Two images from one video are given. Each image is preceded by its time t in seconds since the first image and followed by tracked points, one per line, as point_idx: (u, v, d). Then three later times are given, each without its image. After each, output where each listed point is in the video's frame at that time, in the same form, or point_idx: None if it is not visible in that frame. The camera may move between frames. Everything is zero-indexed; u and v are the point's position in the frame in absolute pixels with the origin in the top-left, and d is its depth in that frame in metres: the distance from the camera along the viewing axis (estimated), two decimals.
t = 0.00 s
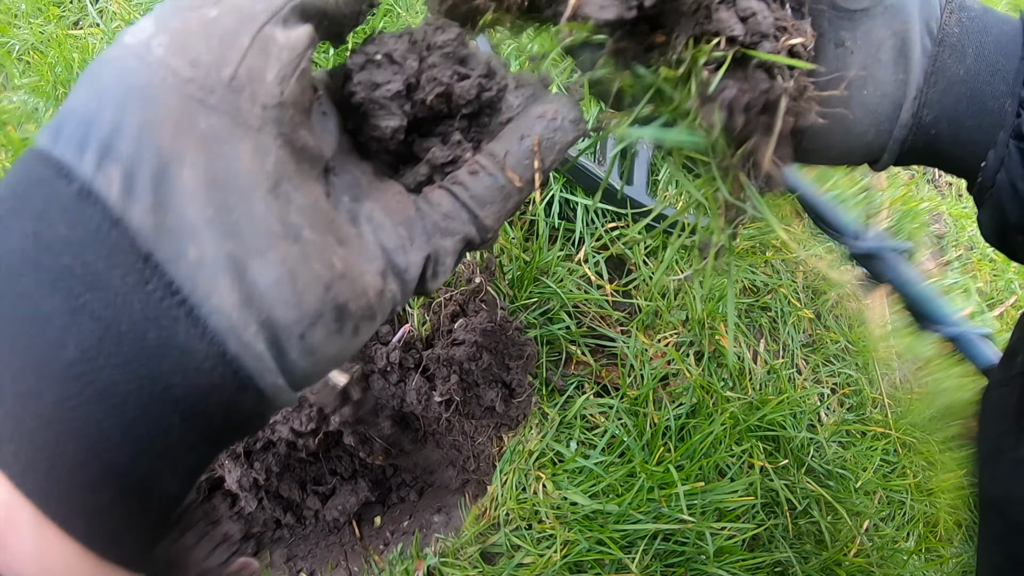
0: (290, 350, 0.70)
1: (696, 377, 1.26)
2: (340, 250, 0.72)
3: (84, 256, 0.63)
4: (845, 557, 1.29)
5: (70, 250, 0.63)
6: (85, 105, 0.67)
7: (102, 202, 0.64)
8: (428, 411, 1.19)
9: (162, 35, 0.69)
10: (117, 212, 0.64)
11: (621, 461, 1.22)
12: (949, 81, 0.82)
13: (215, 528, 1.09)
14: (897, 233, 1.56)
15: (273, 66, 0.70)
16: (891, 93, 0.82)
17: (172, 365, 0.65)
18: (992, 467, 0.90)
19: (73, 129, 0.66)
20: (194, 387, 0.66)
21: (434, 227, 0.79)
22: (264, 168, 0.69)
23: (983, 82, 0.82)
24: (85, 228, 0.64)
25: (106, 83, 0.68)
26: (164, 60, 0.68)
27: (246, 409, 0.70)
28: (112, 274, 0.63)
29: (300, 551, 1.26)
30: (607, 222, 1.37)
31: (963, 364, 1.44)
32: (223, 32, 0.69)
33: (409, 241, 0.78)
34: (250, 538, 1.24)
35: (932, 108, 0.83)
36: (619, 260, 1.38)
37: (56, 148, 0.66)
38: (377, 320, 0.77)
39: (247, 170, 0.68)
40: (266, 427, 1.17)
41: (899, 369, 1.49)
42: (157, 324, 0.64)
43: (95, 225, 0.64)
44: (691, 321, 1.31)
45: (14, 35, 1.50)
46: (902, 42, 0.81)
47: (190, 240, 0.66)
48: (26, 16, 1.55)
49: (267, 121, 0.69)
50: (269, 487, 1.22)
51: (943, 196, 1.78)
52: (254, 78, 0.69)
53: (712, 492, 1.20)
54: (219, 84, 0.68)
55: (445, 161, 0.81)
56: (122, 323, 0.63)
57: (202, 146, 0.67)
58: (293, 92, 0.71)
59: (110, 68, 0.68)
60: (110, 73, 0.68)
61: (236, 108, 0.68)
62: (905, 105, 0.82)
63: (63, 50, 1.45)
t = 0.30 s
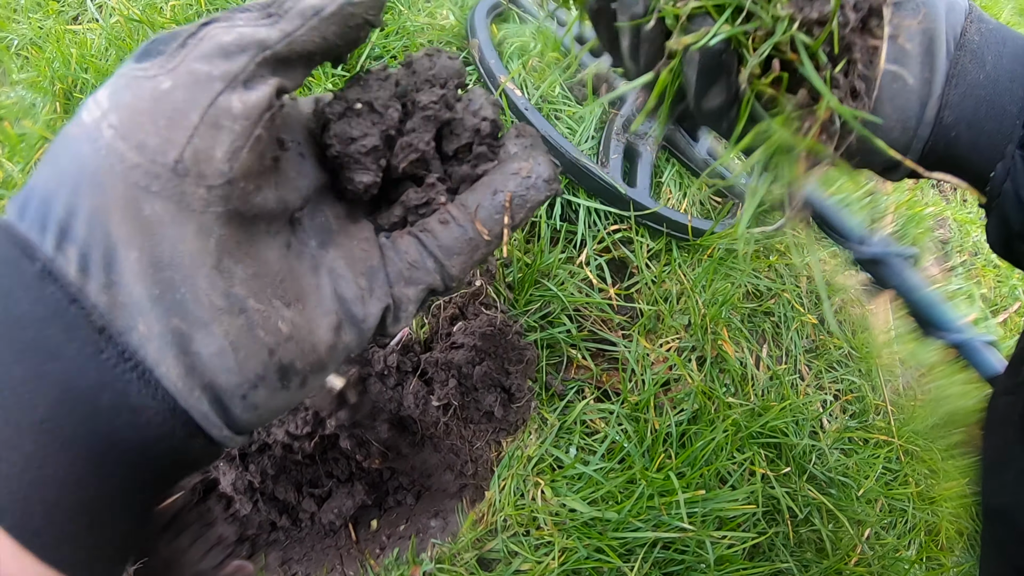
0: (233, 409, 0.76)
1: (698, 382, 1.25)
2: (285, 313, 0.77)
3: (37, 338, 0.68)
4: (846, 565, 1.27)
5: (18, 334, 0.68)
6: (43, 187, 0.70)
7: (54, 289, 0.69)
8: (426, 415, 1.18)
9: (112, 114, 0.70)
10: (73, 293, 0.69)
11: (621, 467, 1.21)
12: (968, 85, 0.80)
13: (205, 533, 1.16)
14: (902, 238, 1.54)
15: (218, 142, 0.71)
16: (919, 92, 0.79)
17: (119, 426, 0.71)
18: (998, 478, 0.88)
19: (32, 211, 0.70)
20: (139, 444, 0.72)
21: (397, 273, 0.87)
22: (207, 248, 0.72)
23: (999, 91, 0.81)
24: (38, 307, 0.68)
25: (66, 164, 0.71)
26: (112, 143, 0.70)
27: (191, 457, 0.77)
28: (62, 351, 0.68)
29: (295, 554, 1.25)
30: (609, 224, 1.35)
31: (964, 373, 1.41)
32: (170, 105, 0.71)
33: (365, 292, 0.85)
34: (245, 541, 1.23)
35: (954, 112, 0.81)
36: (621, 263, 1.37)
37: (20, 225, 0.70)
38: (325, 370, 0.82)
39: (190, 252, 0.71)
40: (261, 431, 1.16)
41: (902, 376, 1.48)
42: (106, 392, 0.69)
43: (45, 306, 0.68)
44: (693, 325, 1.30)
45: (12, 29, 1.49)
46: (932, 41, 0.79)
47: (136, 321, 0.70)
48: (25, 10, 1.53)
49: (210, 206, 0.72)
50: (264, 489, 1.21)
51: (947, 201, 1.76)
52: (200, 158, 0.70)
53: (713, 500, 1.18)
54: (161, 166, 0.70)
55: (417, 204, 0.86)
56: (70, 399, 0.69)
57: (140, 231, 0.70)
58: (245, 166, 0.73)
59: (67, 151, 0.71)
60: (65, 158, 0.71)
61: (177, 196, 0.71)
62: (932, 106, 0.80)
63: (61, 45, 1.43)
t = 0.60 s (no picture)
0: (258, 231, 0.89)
1: (691, 384, 1.25)
2: (315, 194, 0.91)
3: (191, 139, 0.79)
4: (840, 567, 1.27)
5: (191, 119, 0.78)
6: (246, 35, 0.82)
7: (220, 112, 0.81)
8: (418, 416, 1.18)
9: (321, 40, 0.83)
10: (236, 126, 0.82)
11: (614, 469, 1.20)
12: None
13: (197, 535, 1.16)
14: (898, 239, 1.54)
15: (358, 92, 0.85)
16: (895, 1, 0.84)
17: (221, 210, 0.83)
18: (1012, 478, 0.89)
19: (232, 46, 0.82)
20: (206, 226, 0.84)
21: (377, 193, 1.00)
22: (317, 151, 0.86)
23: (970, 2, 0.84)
24: (210, 117, 0.80)
25: (277, 33, 0.83)
26: (305, 48, 0.83)
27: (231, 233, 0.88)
28: (212, 152, 0.80)
29: (288, 555, 1.24)
30: (603, 225, 1.34)
31: (959, 374, 1.37)
32: (350, 61, 0.84)
33: (355, 194, 0.98)
34: (237, 541, 1.21)
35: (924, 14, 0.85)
36: (615, 264, 1.36)
37: (220, 50, 0.82)
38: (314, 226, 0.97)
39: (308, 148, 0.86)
40: (254, 430, 1.16)
41: (897, 377, 1.47)
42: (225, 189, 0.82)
43: (222, 120, 0.81)
44: (687, 327, 1.30)
45: (7, 28, 1.49)
46: None
47: (259, 162, 0.84)
48: (20, 9, 1.52)
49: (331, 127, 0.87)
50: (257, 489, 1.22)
51: (944, 202, 1.75)
52: (342, 101, 0.85)
53: (706, 502, 1.18)
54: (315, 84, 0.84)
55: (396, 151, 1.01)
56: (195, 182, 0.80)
57: (291, 119, 0.84)
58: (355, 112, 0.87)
59: (281, 27, 0.83)
60: (274, 27, 0.83)
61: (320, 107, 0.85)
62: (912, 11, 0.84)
63: (56, 44, 1.43)
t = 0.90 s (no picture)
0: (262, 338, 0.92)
1: (700, 376, 1.26)
2: (311, 290, 0.96)
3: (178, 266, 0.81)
4: (845, 561, 1.27)
5: (168, 248, 0.81)
6: (212, 150, 0.84)
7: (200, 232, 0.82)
8: (429, 406, 1.18)
9: (290, 141, 0.85)
10: (217, 244, 0.83)
11: (623, 461, 1.21)
12: None
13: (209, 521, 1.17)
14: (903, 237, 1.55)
15: (338, 184, 0.87)
16: None
17: (215, 322, 0.86)
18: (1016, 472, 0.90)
19: (199, 163, 0.83)
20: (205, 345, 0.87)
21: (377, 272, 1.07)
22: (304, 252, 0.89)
23: None
24: (189, 240, 0.81)
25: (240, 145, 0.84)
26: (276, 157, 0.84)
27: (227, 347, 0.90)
28: (198, 273, 0.82)
29: (296, 545, 1.25)
30: (614, 218, 1.35)
31: (961, 372, 1.39)
32: (324, 158, 0.85)
33: (357, 279, 1.04)
34: (246, 531, 1.23)
35: None
36: (625, 257, 1.36)
37: (187, 167, 0.83)
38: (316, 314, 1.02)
39: (295, 251, 0.88)
40: (264, 420, 1.17)
41: (901, 374, 1.48)
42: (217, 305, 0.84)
43: (199, 240, 0.82)
44: (696, 320, 1.30)
45: (15, 16, 1.48)
46: None
47: (247, 276, 0.85)
48: None
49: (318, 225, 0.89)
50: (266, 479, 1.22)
51: (948, 201, 1.76)
52: (325, 196, 0.87)
53: (715, 493, 1.19)
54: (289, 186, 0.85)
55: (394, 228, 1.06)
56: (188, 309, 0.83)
57: (272, 228, 0.85)
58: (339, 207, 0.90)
59: (248, 134, 0.85)
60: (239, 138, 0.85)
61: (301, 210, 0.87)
62: None
63: (65, 32, 1.42)
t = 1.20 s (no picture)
0: (190, 389, 0.88)
1: (707, 375, 1.27)
2: (246, 326, 0.87)
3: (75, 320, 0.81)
4: (847, 562, 1.27)
5: (67, 304, 0.80)
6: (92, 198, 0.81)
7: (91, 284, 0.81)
8: (437, 401, 1.18)
9: (162, 164, 0.78)
10: (113, 290, 0.81)
11: (629, 458, 1.21)
12: None
13: (210, 517, 1.21)
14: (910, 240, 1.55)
15: (233, 195, 0.79)
16: None
17: (130, 377, 0.85)
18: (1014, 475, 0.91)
19: (80, 213, 0.81)
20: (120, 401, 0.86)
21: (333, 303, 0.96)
22: (210, 277, 0.82)
23: None
24: (82, 292, 0.81)
25: (116, 182, 0.80)
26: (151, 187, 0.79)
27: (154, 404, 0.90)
28: (97, 326, 0.81)
29: (301, 538, 1.27)
30: (623, 216, 1.35)
31: (965, 376, 1.41)
32: (204, 171, 0.78)
33: (312, 312, 0.94)
34: (250, 524, 1.24)
35: None
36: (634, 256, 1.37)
37: (70, 220, 0.81)
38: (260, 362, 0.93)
39: (197, 281, 0.82)
40: (272, 413, 1.17)
41: (904, 377, 1.49)
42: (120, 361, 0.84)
43: (93, 292, 0.81)
44: (704, 319, 1.31)
45: (27, 6, 1.48)
46: None
47: (151, 319, 0.83)
48: None
49: (221, 246, 0.81)
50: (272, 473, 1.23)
51: (954, 206, 1.77)
52: (218, 213, 0.79)
53: (720, 492, 1.20)
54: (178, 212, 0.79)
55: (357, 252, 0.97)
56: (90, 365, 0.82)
57: (168, 261, 0.80)
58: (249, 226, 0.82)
59: (118, 169, 0.80)
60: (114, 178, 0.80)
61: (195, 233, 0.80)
62: None
63: (76, 22, 1.42)
